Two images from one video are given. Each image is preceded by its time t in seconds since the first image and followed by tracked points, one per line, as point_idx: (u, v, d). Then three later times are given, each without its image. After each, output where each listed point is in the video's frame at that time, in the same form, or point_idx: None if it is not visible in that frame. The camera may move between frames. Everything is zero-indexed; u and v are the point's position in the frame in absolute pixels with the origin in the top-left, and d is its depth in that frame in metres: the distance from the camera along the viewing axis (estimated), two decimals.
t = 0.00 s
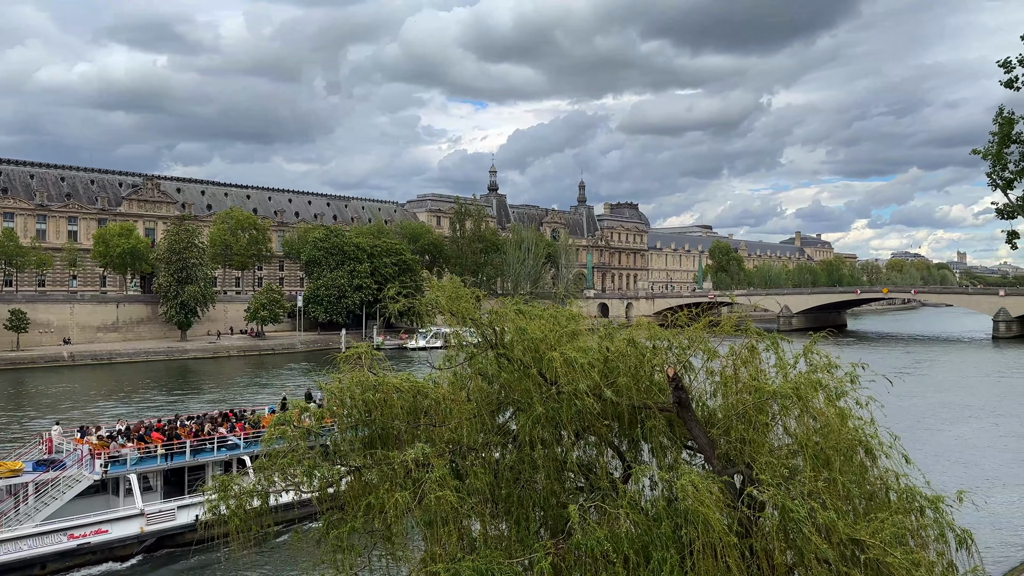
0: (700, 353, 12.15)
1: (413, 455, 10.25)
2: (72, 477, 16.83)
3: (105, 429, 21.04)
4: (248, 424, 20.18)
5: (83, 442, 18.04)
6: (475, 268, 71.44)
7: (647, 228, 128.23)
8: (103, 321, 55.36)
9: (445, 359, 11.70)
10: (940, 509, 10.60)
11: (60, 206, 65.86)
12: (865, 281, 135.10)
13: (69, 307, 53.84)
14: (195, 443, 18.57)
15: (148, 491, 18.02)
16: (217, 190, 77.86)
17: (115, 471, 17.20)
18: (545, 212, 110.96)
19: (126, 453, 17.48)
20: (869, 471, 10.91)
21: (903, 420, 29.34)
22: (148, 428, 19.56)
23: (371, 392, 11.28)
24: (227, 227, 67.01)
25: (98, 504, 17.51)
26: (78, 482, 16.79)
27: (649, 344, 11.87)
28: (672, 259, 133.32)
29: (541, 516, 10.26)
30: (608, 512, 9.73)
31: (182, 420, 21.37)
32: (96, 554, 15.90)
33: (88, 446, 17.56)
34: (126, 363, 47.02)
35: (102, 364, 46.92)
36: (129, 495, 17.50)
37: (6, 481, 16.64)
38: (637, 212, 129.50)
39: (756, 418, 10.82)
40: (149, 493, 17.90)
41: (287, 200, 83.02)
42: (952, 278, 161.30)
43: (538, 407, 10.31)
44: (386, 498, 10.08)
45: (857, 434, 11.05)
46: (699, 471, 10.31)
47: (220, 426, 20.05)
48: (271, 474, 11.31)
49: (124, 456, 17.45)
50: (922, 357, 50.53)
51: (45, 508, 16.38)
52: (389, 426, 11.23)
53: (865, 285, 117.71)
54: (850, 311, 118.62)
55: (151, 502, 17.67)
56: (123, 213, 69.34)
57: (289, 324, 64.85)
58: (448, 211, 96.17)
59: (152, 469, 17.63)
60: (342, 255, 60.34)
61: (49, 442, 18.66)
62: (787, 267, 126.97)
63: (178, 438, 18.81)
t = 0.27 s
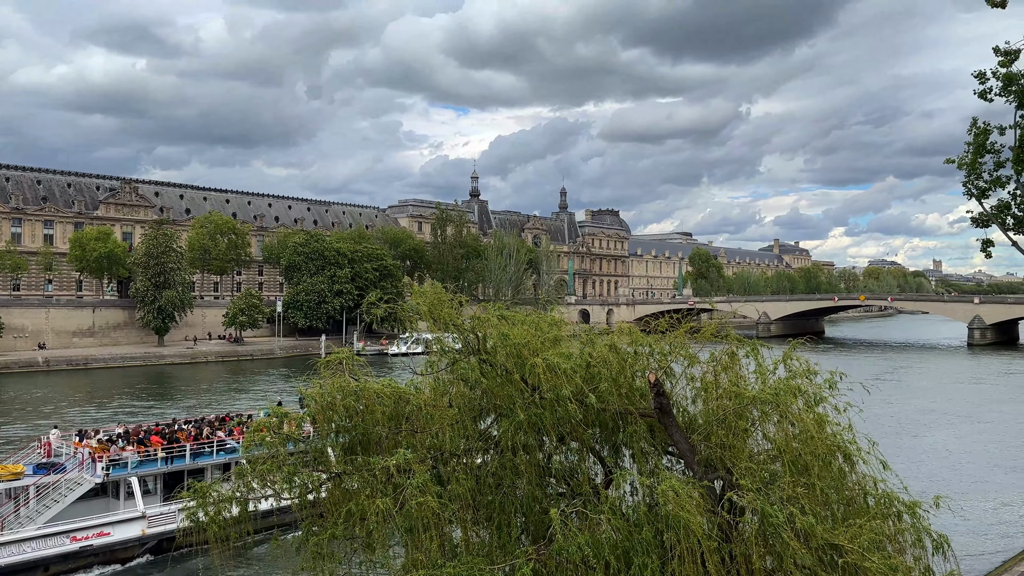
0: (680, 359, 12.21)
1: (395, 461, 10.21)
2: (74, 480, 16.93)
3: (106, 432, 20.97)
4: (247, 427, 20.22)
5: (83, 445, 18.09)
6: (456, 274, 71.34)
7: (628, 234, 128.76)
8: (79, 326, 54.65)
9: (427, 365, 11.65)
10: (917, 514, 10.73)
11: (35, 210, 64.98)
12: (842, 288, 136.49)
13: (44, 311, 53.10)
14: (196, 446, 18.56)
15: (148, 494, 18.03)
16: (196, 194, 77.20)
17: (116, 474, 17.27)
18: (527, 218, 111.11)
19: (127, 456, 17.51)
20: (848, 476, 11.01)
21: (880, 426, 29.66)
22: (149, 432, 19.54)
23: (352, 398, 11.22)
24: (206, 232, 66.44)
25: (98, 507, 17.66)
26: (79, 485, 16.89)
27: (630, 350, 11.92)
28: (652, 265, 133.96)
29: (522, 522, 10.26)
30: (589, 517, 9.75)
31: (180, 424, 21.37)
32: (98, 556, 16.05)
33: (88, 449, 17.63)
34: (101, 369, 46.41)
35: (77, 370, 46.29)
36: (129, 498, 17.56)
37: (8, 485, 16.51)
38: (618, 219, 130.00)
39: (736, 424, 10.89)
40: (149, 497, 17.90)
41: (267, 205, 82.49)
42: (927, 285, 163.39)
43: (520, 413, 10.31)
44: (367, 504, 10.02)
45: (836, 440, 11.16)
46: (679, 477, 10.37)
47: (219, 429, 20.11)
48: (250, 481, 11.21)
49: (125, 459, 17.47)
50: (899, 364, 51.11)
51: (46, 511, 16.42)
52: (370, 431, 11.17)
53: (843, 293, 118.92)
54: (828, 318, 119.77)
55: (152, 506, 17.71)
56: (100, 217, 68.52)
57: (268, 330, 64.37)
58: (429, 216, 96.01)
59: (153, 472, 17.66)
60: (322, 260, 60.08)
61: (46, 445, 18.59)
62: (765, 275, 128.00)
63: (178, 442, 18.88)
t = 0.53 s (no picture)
0: (667, 367, 12.22)
1: (381, 469, 10.16)
2: (81, 484, 17.06)
3: (110, 436, 21.12)
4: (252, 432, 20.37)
5: (88, 450, 18.35)
6: (443, 281, 71.24)
7: (615, 242, 129.12)
8: (62, 333, 54.18)
9: (414, 372, 11.61)
10: (902, 522, 10.79)
11: (19, 215, 64.44)
12: (828, 296, 137.29)
13: (26, 318, 52.62)
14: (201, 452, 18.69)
15: (155, 499, 17.99)
16: (181, 200, 76.78)
17: (124, 478, 17.37)
18: (514, 226, 111.21)
19: (133, 461, 17.63)
20: (833, 483, 11.08)
21: (865, 433, 29.85)
22: (153, 438, 19.79)
23: (338, 405, 11.16)
24: (191, 238, 66.06)
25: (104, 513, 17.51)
26: (87, 489, 17.02)
27: (617, 357, 11.96)
28: (639, 273, 134.36)
29: (509, 530, 10.24)
30: (576, 525, 9.74)
31: (182, 430, 21.47)
32: (105, 560, 16.03)
33: (94, 455, 17.79)
34: (84, 376, 46.00)
35: (59, 376, 45.82)
36: (137, 503, 17.54)
37: (16, 489, 16.57)
38: (605, 227, 130.36)
39: (722, 432, 10.90)
40: (156, 501, 17.86)
41: (253, 211, 82.17)
42: (912, 294, 164.71)
43: (507, 421, 10.31)
44: (353, 513, 9.97)
45: (821, 448, 11.21)
46: (666, 484, 10.37)
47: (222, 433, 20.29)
48: (235, 489, 11.14)
49: (130, 464, 17.60)
50: (883, 372, 51.50)
51: (54, 515, 16.52)
52: (357, 439, 11.11)
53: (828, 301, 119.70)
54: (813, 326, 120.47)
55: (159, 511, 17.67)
56: (84, 222, 68.00)
57: (254, 337, 64.00)
58: (417, 223, 95.92)
59: (160, 476, 17.70)
60: (309, 267, 59.90)
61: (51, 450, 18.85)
62: (751, 283, 128.67)
63: (183, 448, 19.03)
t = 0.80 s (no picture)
0: (659, 374, 12.24)
1: (372, 475, 10.13)
2: (96, 487, 17.22)
3: (124, 440, 21.61)
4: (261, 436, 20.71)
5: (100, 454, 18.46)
6: (437, 287, 71.19)
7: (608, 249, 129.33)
8: (53, 338, 53.89)
9: (406, 378, 11.58)
10: (893, 530, 10.83)
11: (10, 219, 64.15)
12: (820, 304, 137.74)
13: (17, 323, 52.35)
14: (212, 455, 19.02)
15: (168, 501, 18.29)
16: (174, 205, 76.56)
17: (138, 481, 17.60)
18: (507, 232, 111.28)
19: (147, 463, 17.89)
20: (825, 491, 11.12)
21: (857, 441, 29.94)
22: (165, 442, 20.12)
23: (330, 411, 11.13)
24: (183, 243, 65.87)
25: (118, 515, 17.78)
26: (102, 492, 17.20)
27: (610, 364, 11.97)
28: (632, 280, 134.59)
29: (501, 537, 10.23)
30: (569, 532, 9.73)
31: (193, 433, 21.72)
32: (122, 562, 16.20)
33: (108, 458, 17.94)
34: (75, 381, 45.75)
35: (49, 382, 45.52)
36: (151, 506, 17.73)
37: (34, 491, 16.32)
38: (598, 233, 130.59)
39: (714, 439, 10.90)
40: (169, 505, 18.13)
41: (246, 216, 82.00)
42: (903, 302, 165.41)
43: (500, 428, 10.31)
44: (344, 520, 9.94)
45: (813, 455, 11.23)
46: (657, 492, 10.38)
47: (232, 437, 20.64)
48: (226, 494, 11.09)
49: (146, 467, 17.85)
50: (875, 379, 51.70)
51: (70, 517, 16.64)
52: (349, 445, 11.09)
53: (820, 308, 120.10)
54: (806, 333, 120.84)
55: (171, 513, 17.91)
56: (76, 227, 67.74)
57: (246, 343, 63.78)
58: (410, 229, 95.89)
59: (173, 479, 18.02)
60: (302, 273, 59.80)
61: (64, 453, 19.06)
62: (744, 290, 128.99)
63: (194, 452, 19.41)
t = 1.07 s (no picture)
0: (658, 377, 12.24)
1: (371, 478, 10.13)
2: (119, 485, 17.22)
3: (143, 440, 21.77)
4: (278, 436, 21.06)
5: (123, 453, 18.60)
6: (436, 290, 71.17)
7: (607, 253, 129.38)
8: (52, 339, 53.85)
9: (405, 380, 11.57)
10: (891, 534, 10.84)
11: (10, 221, 64.14)
12: (819, 308, 137.79)
13: (16, 324, 52.32)
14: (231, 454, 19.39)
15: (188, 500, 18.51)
16: (173, 207, 76.56)
17: (159, 480, 17.93)
18: (507, 235, 111.31)
19: (168, 463, 18.17)
20: (823, 494, 11.12)
21: (856, 445, 29.94)
22: (185, 442, 20.39)
23: (329, 414, 11.13)
24: (183, 245, 65.86)
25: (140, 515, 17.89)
26: (125, 490, 17.19)
27: (609, 367, 11.97)
28: (632, 284, 134.62)
29: (499, 540, 10.22)
30: (567, 536, 9.72)
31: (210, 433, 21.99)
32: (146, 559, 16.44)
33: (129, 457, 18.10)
34: (74, 382, 45.70)
35: (48, 383, 45.48)
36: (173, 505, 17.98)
37: (57, 490, 16.45)
38: (598, 237, 130.67)
39: (712, 442, 10.89)
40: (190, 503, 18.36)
41: (245, 218, 82.01)
42: (903, 305, 165.41)
43: (498, 430, 10.30)
44: (342, 523, 9.94)
45: (812, 459, 11.22)
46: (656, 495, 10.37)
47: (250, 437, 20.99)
48: (224, 496, 11.09)
49: (167, 466, 18.14)
50: (873, 383, 51.68)
51: (94, 515, 16.67)
52: (347, 448, 11.07)
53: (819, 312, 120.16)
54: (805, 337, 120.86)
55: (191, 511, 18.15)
56: (75, 229, 67.72)
57: (245, 345, 63.72)
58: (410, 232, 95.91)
59: (194, 479, 18.24)
60: (301, 275, 59.81)
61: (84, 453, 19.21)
62: (743, 294, 129.00)
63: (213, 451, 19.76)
